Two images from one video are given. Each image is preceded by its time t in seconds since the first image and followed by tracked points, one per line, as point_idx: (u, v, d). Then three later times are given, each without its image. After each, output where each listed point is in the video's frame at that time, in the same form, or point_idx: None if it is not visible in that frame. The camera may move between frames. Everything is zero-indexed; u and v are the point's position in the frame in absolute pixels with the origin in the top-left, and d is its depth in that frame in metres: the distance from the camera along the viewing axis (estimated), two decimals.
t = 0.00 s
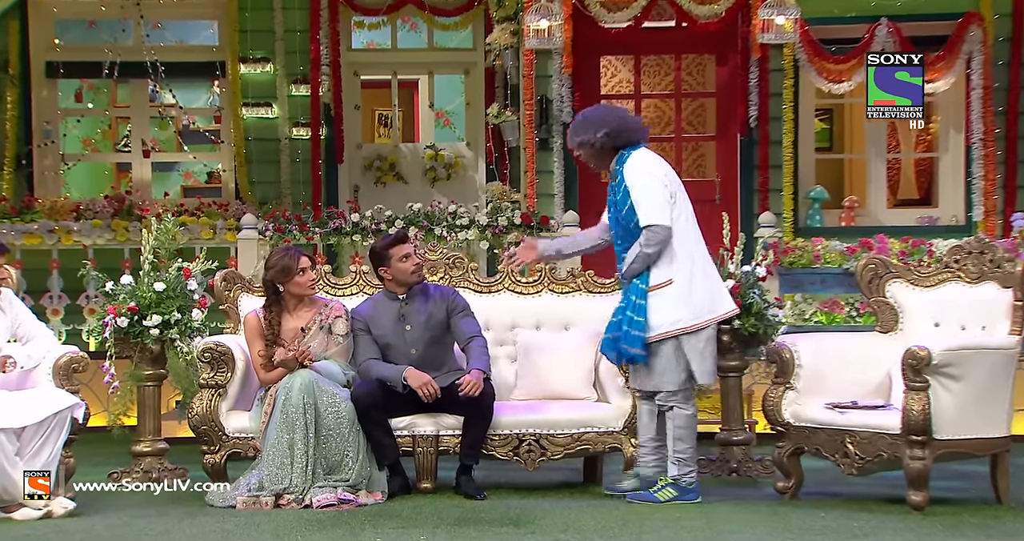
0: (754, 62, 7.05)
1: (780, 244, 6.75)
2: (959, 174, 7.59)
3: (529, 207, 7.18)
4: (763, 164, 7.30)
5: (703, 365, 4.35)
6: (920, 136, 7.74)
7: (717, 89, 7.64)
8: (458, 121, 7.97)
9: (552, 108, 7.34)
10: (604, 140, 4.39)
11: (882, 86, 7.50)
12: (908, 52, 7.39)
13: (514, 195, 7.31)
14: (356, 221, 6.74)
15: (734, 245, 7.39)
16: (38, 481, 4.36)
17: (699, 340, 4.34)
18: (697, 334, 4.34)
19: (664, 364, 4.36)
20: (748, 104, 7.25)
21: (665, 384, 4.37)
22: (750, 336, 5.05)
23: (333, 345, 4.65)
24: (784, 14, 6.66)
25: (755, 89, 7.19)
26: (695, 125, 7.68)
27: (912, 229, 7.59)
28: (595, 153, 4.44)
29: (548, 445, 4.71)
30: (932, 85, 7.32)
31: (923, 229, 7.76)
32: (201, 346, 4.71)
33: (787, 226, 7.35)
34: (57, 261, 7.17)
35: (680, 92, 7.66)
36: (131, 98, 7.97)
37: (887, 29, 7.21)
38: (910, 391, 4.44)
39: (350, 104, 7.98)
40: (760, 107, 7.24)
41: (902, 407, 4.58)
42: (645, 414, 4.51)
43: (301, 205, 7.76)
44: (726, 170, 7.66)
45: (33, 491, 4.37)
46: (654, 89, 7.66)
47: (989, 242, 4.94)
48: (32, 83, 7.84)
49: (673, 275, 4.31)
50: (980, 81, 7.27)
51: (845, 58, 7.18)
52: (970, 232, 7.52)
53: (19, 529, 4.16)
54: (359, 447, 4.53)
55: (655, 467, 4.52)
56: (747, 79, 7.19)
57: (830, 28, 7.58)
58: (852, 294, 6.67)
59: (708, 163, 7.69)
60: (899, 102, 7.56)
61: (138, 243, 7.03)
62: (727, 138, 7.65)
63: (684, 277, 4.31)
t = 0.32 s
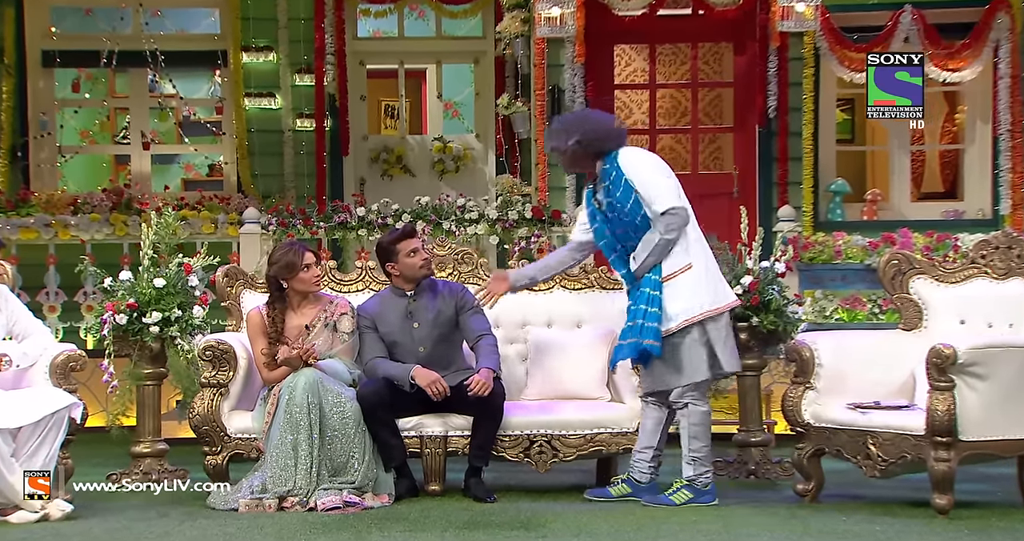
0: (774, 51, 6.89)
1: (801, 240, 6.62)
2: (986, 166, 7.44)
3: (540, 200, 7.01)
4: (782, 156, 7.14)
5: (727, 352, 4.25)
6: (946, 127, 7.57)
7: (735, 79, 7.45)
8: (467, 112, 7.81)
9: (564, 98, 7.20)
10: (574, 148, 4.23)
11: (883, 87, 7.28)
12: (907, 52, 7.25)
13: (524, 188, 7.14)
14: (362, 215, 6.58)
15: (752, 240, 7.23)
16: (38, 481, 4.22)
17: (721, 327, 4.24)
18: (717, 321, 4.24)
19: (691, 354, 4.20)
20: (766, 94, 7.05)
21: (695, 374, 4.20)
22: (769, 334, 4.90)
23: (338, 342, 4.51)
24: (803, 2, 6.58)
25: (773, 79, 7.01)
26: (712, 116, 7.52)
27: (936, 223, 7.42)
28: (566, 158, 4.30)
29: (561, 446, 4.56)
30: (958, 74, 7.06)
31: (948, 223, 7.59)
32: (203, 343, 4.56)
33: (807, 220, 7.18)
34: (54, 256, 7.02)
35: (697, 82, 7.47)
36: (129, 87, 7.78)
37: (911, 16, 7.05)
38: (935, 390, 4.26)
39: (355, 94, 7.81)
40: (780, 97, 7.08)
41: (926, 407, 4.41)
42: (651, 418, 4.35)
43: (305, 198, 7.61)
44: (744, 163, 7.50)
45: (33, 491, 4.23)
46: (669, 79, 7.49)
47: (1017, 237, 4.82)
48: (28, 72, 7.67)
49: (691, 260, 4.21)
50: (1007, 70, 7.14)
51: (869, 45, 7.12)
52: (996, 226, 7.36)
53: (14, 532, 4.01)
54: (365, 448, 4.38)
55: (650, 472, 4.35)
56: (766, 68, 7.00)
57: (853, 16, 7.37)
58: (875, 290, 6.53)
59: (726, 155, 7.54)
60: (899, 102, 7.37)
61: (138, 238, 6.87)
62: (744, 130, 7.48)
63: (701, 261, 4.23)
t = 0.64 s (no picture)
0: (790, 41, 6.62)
1: (818, 235, 6.47)
2: (1009, 158, 7.30)
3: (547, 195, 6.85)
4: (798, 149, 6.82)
5: (737, 344, 4.09)
6: (968, 119, 7.41)
7: (748, 69, 7.32)
8: (472, 104, 7.66)
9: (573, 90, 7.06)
10: (545, 165, 4.03)
11: (882, 87, 7.32)
12: (906, 53, 7.35)
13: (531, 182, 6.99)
14: (364, 210, 6.43)
15: (768, 236, 7.08)
16: (39, 480, 4.07)
17: (728, 317, 4.08)
18: (725, 309, 4.09)
19: (700, 348, 4.06)
20: (782, 85, 6.78)
21: (706, 367, 4.05)
22: (784, 333, 4.76)
23: (340, 342, 4.36)
24: None
25: (788, 70, 6.70)
26: (726, 108, 7.38)
27: (957, 219, 7.26)
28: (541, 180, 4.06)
29: (569, 449, 4.40)
30: (981, 65, 6.69)
31: (970, 219, 7.43)
32: (200, 342, 4.40)
33: (823, 215, 7.00)
34: (47, 252, 6.88)
35: (710, 73, 7.34)
36: (123, 79, 7.63)
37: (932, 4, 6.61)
38: (956, 391, 4.07)
39: (356, 85, 7.66)
40: (795, 88, 6.75)
41: (948, 409, 4.21)
42: (656, 422, 4.18)
43: (306, 193, 7.46)
44: (757, 156, 7.34)
45: (33, 492, 4.08)
46: (682, 70, 7.35)
47: None
48: (20, 63, 7.53)
49: (695, 248, 4.06)
50: None
51: (887, 36, 6.72)
52: (1020, 220, 7.21)
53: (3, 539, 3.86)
54: (367, 451, 4.23)
55: (660, 476, 4.19)
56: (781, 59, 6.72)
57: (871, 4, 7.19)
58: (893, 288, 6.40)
59: (739, 148, 7.39)
60: (899, 102, 7.34)
61: (132, 233, 6.77)
62: (760, 123, 7.32)
63: (704, 248, 4.08)
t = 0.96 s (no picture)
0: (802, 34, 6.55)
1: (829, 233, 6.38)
2: None
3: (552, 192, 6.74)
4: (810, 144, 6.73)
5: (737, 334, 3.97)
6: (984, 113, 7.32)
7: (760, 63, 7.23)
8: (476, 99, 7.56)
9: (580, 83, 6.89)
10: (549, 140, 3.90)
11: (882, 87, 7.25)
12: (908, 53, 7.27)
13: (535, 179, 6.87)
14: (365, 208, 6.31)
15: (778, 234, 6.97)
16: (40, 480, 3.97)
17: (728, 307, 3.96)
18: (724, 299, 3.97)
19: (699, 342, 3.95)
20: (793, 79, 6.69)
21: (704, 359, 3.95)
22: (795, 334, 4.65)
23: (340, 343, 4.27)
24: None
25: (800, 64, 6.63)
26: (735, 102, 7.27)
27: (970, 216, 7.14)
28: (537, 165, 3.91)
29: (574, 452, 4.28)
30: (997, 58, 6.49)
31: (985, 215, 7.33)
32: (197, 343, 4.28)
33: (835, 212, 6.89)
34: (41, 251, 6.78)
35: (720, 66, 7.23)
36: (118, 72, 7.52)
37: None
38: (973, 393, 3.94)
39: (357, 79, 7.56)
40: (806, 83, 6.67)
41: (964, 410, 4.08)
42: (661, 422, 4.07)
43: (306, 190, 7.36)
44: (768, 153, 7.24)
45: (33, 492, 3.99)
46: (691, 63, 7.24)
47: None
48: (14, 56, 7.42)
49: (691, 237, 3.92)
50: None
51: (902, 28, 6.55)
52: None
53: None
54: (368, 454, 4.12)
55: (668, 480, 4.07)
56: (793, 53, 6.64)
57: None
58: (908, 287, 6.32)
59: (749, 144, 7.28)
60: (899, 102, 7.26)
61: (128, 231, 6.68)
62: (770, 117, 7.23)
63: (702, 238, 3.93)
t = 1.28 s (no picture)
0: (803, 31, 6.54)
1: (829, 230, 6.40)
2: None
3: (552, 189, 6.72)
4: (811, 141, 6.73)
5: (729, 331, 3.97)
6: (985, 110, 7.35)
7: (760, 60, 7.21)
8: (476, 95, 7.54)
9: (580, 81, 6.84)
10: (556, 133, 3.99)
11: (882, 87, 7.23)
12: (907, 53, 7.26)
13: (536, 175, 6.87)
14: (365, 205, 6.30)
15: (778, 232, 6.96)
16: (39, 481, 4.00)
17: (721, 304, 3.97)
18: (718, 297, 3.97)
19: (693, 339, 3.95)
20: (793, 76, 6.67)
21: (694, 357, 3.94)
22: (796, 331, 4.64)
23: (339, 339, 4.26)
24: None
25: (800, 61, 6.61)
26: (735, 99, 7.27)
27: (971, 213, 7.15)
28: (541, 154, 4.02)
29: (574, 449, 4.28)
30: (998, 55, 6.46)
31: (986, 212, 7.35)
32: (197, 340, 4.27)
33: (835, 209, 6.88)
34: (40, 248, 6.79)
35: (721, 63, 7.23)
36: (118, 69, 7.50)
37: None
38: (973, 390, 3.93)
39: (357, 76, 7.54)
40: (807, 80, 6.65)
41: (964, 408, 4.07)
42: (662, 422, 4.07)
43: (306, 186, 7.35)
44: (767, 150, 7.23)
45: (33, 491, 4.01)
46: (691, 60, 7.25)
47: None
48: (13, 53, 7.42)
49: (686, 235, 3.94)
50: None
51: (902, 24, 6.54)
52: None
53: None
54: (368, 452, 4.11)
55: (668, 477, 4.06)
56: (794, 50, 6.63)
57: None
58: (908, 284, 6.36)
59: (749, 141, 7.27)
60: (899, 102, 7.23)
61: (127, 228, 6.68)
62: (770, 114, 7.22)
63: (697, 237, 3.96)
